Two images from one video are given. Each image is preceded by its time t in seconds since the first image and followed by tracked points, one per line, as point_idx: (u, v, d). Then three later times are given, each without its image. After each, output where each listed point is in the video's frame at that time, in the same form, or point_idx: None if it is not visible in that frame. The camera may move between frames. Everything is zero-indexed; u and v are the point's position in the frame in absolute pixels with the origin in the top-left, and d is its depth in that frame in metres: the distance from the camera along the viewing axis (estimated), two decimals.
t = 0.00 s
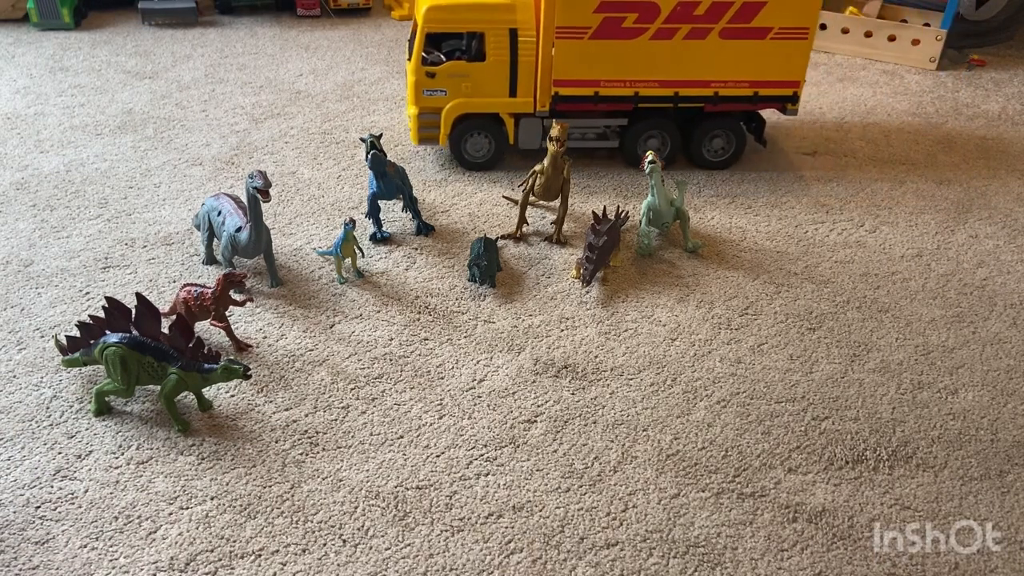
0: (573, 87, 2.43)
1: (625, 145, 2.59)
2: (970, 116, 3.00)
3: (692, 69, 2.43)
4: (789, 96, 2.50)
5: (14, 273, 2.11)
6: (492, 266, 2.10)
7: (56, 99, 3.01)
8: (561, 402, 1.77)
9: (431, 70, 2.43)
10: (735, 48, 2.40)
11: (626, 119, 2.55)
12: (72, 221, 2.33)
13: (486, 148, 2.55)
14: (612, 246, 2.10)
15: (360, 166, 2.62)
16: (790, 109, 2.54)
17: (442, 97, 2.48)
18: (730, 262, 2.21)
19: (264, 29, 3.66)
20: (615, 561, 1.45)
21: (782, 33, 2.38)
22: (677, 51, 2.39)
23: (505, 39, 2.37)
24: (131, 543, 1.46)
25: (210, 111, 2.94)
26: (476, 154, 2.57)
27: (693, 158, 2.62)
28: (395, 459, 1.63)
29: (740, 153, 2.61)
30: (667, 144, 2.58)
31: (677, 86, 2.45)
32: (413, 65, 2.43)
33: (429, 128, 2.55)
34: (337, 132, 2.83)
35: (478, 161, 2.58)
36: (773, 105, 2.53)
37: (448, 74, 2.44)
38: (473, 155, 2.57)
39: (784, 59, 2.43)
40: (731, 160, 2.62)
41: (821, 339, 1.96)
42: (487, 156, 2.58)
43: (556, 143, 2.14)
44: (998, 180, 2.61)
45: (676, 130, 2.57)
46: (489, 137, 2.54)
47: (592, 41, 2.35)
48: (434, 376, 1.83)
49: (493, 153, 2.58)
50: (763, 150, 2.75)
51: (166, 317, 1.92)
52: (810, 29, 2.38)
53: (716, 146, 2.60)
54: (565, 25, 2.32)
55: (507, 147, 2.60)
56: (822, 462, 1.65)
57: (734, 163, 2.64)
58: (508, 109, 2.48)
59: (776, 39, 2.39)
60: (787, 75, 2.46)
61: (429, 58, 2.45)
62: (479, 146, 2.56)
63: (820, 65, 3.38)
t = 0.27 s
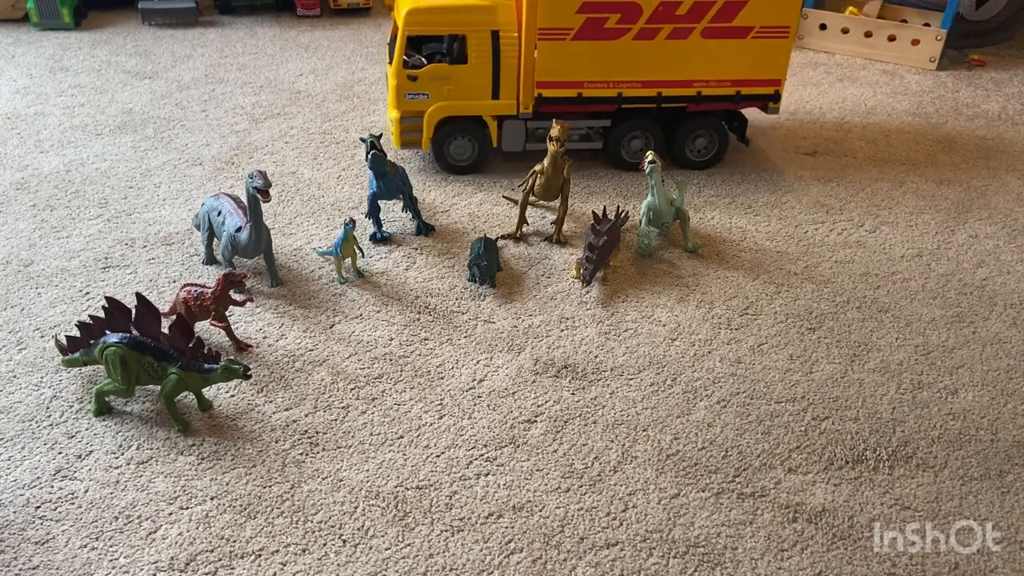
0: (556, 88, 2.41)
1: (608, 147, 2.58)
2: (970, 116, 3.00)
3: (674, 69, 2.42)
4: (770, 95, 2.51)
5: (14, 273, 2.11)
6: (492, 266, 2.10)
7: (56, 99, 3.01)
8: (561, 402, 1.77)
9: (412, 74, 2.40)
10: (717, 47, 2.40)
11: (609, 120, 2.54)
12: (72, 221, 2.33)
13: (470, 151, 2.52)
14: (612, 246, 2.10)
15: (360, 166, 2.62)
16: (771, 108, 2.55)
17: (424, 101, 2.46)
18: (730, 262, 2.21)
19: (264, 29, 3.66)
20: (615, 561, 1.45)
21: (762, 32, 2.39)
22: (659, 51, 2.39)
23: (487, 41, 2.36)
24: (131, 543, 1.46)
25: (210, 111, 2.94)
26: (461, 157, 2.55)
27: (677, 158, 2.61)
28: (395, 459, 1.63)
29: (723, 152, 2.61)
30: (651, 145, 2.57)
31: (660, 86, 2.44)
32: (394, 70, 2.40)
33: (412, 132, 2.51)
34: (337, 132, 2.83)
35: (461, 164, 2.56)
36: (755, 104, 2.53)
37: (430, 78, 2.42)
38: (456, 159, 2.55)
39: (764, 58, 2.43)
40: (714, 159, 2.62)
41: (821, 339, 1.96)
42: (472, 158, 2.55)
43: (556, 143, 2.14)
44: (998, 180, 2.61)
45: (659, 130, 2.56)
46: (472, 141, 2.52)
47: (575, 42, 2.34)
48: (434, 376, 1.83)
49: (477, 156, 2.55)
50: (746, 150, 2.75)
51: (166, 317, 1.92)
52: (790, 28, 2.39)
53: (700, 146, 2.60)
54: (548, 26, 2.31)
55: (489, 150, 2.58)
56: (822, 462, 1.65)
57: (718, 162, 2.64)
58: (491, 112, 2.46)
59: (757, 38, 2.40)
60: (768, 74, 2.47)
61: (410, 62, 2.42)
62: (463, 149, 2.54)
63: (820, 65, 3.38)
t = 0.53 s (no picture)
0: (535, 90, 2.40)
1: (588, 147, 2.56)
2: (970, 116, 3.00)
3: (654, 69, 2.41)
4: (750, 95, 2.50)
5: (13, 273, 2.11)
6: (492, 266, 2.10)
7: (56, 99, 3.01)
8: (561, 402, 1.77)
9: (391, 75, 2.39)
10: (696, 47, 2.39)
11: (590, 121, 2.53)
12: (72, 220, 2.33)
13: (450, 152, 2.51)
14: (612, 246, 2.10)
15: (360, 166, 2.62)
16: (751, 108, 2.54)
17: (403, 103, 2.44)
18: (730, 262, 2.21)
19: (264, 29, 3.66)
20: (616, 561, 1.45)
21: (742, 32, 2.38)
22: (638, 52, 2.38)
23: (465, 42, 2.34)
24: (131, 543, 1.46)
25: (210, 111, 2.94)
26: (442, 159, 2.54)
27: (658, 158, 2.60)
28: (395, 459, 1.63)
29: (704, 152, 2.61)
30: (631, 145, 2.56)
31: (640, 86, 2.43)
32: (373, 71, 2.39)
33: (392, 134, 2.50)
34: (336, 132, 2.83)
35: (443, 166, 2.55)
36: (735, 104, 2.53)
37: (409, 79, 2.40)
38: (438, 160, 2.54)
39: (744, 58, 2.42)
40: (695, 158, 2.62)
41: (821, 339, 1.96)
42: (454, 160, 2.54)
43: (556, 143, 2.14)
44: (998, 180, 2.61)
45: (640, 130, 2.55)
46: (452, 143, 2.51)
47: (553, 43, 2.33)
48: (434, 376, 1.83)
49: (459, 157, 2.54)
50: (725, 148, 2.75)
51: (167, 317, 1.92)
52: (768, 27, 2.39)
53: (680, 146, 2.60)
54: (526, 28, 2.30)
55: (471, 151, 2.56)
56: (822, 462, 1.65)
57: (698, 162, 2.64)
58: (471, 113, 2.45)
59: (736, 38, 2.39)
60: (748, 73, 2.46)
61: (389, 64, 2.41)
62: (444, 151, 2.52)
63: (820, 65, 3.38)
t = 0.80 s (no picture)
0: (527, 90, 2.40)
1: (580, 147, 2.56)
2: (970, 116, 3.00)
3: (645, 69, 2.41)
4: (741, 95, 2.50)
5: (13, 273, 2.11)
6: (492, 266, 2.10)
7: (56, 99, 3.01)
8: (561, 402, 1.77)
9: (381, 76, 2.38)
10: (687, 47, 2.39)
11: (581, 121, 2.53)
12: (72, 220, 2.33)
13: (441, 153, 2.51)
14: (612, 246, 2.10)
15: (360, 166, 2.62)
16: (742, 108, 2.54)
17: (393, 104, 2.43)
18: (730, 262, 2.21)
19: (264, 29, 3.66)
20: (615, 561, 1.45)
21: (732, 31, 2.38)
22: (629, 52, 2.37)
23: (456, 43, 2.33)
24: (131, 543, 1.46)
25: (210, 111, 2.94)
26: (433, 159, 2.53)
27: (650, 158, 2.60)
28: (395, 459, 1.63)
29: (695, 151, 2.62)
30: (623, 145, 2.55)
31: (631, 86, 2.43)
32: (363, 72, 2.37)
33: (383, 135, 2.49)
34: (336, 132, 2.83)
35: (434, 167, 2.54)
36: (726, 104, 2.53)
37: (399, 80, 2.39)
38: (428, 162, 2.54)
39: (735, 58, 2.43)
40: (686, 158, 2.62)
41: (821, 339, 1.96)
42: (446, 160, 2.54)
43: (556, 143, 2.14)
44: (998, 180, 2.61)
45: (631, 131, 2.54)
46: (442, 144, 2.51)
47: (545, 43, 2.32)
48: (434, 376, 1.83)
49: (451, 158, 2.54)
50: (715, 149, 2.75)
51: (167, 317, 1.92)
52: (759, 27, 2.39)
53: (671, 146, 2.60)
54: (517, 28, 2.29)
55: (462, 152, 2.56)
56: (822, 462, 1.65)
57: (689, 162, 2.64)
58: (462, 114, 2.44)
59: (727, 38, 2.39)
60: (738, 73, 2.46)
61: (379, 64, 2.39)
62: (434, 152, 2.52)
63: (820, 65, 3.38)
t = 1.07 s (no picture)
0: (516, 91, 2.39)
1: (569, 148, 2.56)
2: (970, 116, 3.00)
3: (634, 70, 2.41)
4: (729, 94, 2.50)
5: (13, 273, 2.11)
6: (492, 266, 2.10)
7: (56, 99, 3.00)
8: (561, 402, 1.77)
9: (369, 78, 2.36)
10: (675, 47, 2.38)
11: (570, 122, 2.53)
12: (72, 220, 2.33)
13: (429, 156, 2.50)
14: (612, 246, 2.10)
15: (359, 165, 2.62)
16: (731, 107, 2.54)
17: (382, 106, 2.42)
18: (730, 262, 2.21)
19: (264, 29, 3.66)
20: (615, 561, 1.45)
21: (720, 31, 2.38)
22: (617, 52, 2.37)
23: (444, 44, 2.32)
24: (131, 543, 1.46)
25: (210, 111, 2.94)
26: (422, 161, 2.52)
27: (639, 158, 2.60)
28: (395, 459, 1.63)
29: (684, 151, 2.62)
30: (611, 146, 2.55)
31: (620, 86, 2.43)
32: (350, 74, 2.36)
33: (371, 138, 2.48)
34: (336, 132, 2.83)
35: (422, 170, 2.53)
36: (714, 104, 2.52)
37: (387, 82, 2.38)
38: (417, 164, 2.52)
39: (723, 57, 2.42)
40: (675, 158, 2.62)
41: (821, 339, 1.96)
42: (434, 163, 2.53)
43: (556, 143, 2.14)
44: (999, 180, 2.61)
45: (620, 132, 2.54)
46: (432, 147, 2.50)
47: (533, 44, 2.32)
48: (434, 376, 1.83)
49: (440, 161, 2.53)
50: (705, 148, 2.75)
51: (167, 317, 1.92)
52: (746, 26, 2.38)
53: (660, 146, 2.60)
54: (505, 29, 2.28)
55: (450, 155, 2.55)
56: (822, 462, 1.65)
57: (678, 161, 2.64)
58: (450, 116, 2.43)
59: (715, 37, 2.39)
60: (727, 73, 2.45)
61: (366, 67, 2.38)
62: (423, 155, 2.51)
63: (820, 65, 3.38)
